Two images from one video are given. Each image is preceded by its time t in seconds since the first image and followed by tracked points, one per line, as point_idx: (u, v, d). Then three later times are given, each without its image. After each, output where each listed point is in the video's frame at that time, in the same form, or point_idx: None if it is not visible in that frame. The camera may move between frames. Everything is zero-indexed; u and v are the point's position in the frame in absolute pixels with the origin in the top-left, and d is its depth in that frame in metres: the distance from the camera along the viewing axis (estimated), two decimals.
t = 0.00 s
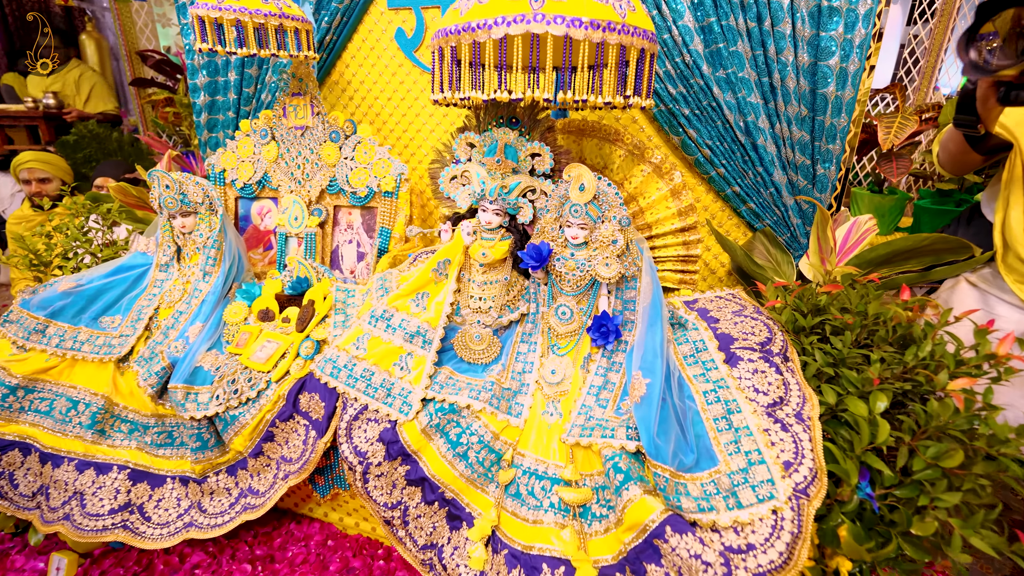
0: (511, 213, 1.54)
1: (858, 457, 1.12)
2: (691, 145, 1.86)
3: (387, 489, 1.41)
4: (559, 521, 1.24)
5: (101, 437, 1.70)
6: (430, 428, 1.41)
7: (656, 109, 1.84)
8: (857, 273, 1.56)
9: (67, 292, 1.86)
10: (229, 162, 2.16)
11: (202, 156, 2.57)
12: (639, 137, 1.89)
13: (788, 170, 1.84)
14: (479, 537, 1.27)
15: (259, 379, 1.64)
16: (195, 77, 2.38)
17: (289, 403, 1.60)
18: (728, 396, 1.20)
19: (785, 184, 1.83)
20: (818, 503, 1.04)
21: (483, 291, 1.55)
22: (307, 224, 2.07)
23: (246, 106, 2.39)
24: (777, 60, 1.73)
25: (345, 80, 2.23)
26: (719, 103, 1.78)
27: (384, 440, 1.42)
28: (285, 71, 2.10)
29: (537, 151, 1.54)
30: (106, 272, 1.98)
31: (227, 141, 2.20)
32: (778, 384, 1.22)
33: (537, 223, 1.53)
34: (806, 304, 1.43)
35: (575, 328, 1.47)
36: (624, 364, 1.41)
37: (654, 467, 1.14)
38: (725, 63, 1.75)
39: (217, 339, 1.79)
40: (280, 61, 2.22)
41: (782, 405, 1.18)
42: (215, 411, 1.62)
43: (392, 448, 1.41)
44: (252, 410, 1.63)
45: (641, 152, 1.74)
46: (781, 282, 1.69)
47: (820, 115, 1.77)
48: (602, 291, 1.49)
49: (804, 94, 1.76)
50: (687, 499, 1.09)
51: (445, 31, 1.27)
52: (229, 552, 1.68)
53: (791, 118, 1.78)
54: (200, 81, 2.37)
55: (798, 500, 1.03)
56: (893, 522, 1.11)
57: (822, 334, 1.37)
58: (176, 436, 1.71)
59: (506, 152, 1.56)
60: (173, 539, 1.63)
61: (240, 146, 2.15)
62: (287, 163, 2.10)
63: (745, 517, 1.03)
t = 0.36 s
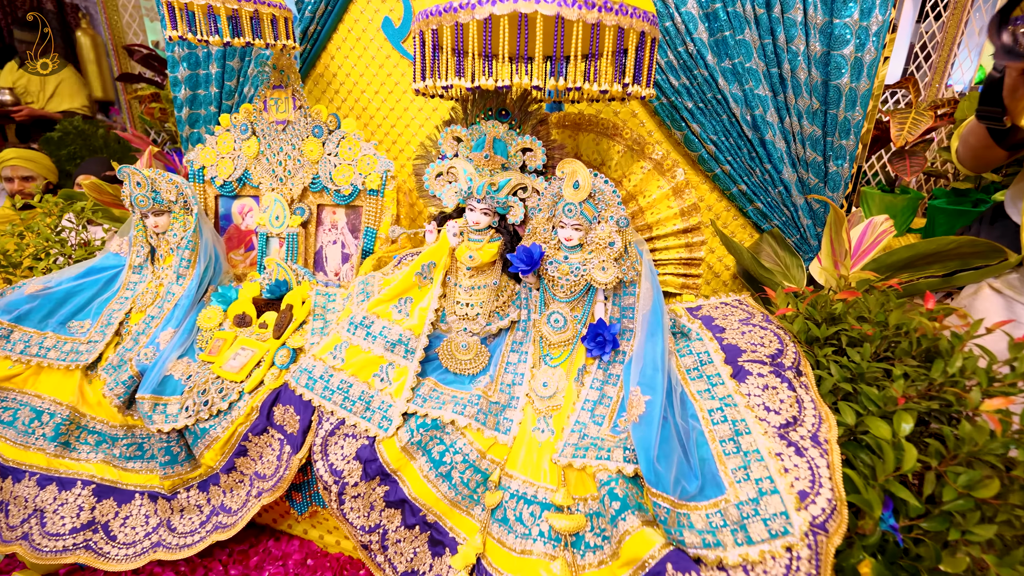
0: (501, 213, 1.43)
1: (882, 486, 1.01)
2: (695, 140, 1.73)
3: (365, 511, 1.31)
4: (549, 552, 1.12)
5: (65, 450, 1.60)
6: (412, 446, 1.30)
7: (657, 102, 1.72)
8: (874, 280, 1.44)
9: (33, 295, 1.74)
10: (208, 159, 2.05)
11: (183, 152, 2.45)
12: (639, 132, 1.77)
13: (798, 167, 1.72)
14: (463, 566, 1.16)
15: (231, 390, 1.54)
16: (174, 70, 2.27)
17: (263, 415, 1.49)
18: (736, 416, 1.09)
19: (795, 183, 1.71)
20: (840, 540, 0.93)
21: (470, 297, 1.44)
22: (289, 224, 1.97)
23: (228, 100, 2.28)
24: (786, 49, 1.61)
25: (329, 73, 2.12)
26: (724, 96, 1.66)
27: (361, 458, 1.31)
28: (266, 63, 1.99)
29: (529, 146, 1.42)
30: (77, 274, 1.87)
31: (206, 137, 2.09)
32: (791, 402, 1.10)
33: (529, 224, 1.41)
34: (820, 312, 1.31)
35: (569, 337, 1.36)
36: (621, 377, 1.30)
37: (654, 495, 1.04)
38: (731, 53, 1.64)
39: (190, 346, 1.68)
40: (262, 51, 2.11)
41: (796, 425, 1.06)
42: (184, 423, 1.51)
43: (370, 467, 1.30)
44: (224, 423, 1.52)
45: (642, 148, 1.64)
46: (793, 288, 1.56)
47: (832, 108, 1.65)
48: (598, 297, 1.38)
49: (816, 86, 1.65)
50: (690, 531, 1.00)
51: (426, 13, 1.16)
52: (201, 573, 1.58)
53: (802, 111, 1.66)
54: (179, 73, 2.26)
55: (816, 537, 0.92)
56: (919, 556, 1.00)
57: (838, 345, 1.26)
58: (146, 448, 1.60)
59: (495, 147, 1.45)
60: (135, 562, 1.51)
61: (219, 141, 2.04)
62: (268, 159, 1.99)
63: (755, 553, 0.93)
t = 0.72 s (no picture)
0: (501, 217, 1.33)
1: (926, 529, 0.88)
2: (711, 138, 1.61)
3: (352, 537, 1.21)
4: None
5: (43, 463, 1.52)
6: (401, 468, 1.20)
7: (671, 98, 1.61)
8: (910, 291, 1.31)
9: (13, 299, 1.66)
10: (201, 157, 1.97)
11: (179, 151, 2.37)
12: (653, 130, 1.65)
13: (823, 167, 1.60)
14: None
15: (213, 402, 1.45)
16: (169, 66, 2.18)
17: (247, 430, 1.40)
18: (758, 446, 0.98)
19: (820, 184, 1.59)
20: None
21: (467, 306, 1.34)
22: (283, 225, 1.88)
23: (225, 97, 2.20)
24: (811, 39, 1.49)
25: (326, 68, 2.03)
26: (744, 90, 1.54)
27: (347, 480, 1.22)
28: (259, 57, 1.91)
29: (532, 143, 1.31)
30: (62, 277, 1.80)
31: (200, 134, 2.01)
32: (820, 430, 0.98)
33: (532, 229, 1.31)
34: (850, 327, 1.19)
35: (573, 351, 1.25)
36: (630, 396, 1.19)
37: (666, 536, 0.93)
38: (751, 44, 1.51)
39: (175, 354, 1.60)
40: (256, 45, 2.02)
41: (826, 457, 0.94)
42: (164, 437, 1.43)
43: (356, 490, 1.21)
44: (206, 438, 1.43)
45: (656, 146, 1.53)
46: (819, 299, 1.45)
47: (862, 104, 1.52)
48: (607, 308, 1.27)
49: (844, 80, 1.52)
50: None
51: None
52: None
53: (829, 107, 1.54)
54: (174, 69, 2.18)
55: None
56: None
57: (872, 365, 1.13)
58: (129, 460, 1.53)
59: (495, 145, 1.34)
60: None
61: (213, 139, 1.96)
62: (262, 158, 1.90)
63: None
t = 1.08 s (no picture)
0: (502, 221, 1.25)
1: None
2: (731, 136, 1.50)
3: (338, 561, 1.14)
4: None
5: (29, 470, 1.47)
6: (390, 490, 1.12)
7: (687, 94, 1.50)
8: (953, 305, 1.18)
9: (6, 301, 1.62)
10: (199, 156, 1.92)
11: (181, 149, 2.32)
12: (668, 128, 1.55)
13: (853, 168, 1.48)
14: None
15: (200, 413, 1.39)
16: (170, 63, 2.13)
17: (234, 442, 1.33)
18: (780, 480, 0.88)
19: (849, 186, 1.47)
20: None
21: (464, 315, 1.26)
22: (280, 226, 1.81)
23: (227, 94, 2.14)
24: (842, 29, 1.37)
25: (327, 65, 1.96)
26: (767, 85, 1.43)
27: (333, 502, 1.14)
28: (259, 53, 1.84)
29: (535, 141, 1.23)
30: (56, 278, 1.75)
31: (199, 132, 1.96)
32: (851, 463, 0.88)
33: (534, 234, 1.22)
34: (885, 345, 1.08)
35: (577, 366, 1.15)
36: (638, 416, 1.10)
37: None
38: (776, 35, 1.40)
39: (164, 360, 1.54)
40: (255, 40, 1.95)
41: (858, 495, 0.84)
42: (149, 448, 1.38)
43: (342, 512, 1.13)
44: (192, 449, 1.37)
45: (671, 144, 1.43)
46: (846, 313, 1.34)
47: (897, 99, 1.40)
48: (614, 320, 1.17)
49: (877, 73, 1.40)
50: None
51: None
52: None
53: (860, 102, 1.42)
54: (176, 66, 2.12)
55: None
56: None
57: (907, 387, 1.02)
58: (117, 469, 1.49)
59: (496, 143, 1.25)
60: None
61: (212, 138, 1.91)
62: (260, 157, 1.84)
63: None
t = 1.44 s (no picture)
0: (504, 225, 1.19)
1: None
2: (751, 136, 1.41)
3: None
4: None
5: (25, 471, 1.45)
6: (380, 506, 1.06)
7: (705, 91, 1.42)
8: (995, 323, 1.08)
9: (10, 299, 1.61)
10: (205, 155, 1.90)
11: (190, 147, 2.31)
12: (684, 127, 1.46)
13: (884, 171, 1.37)
14: None
15: (193, 417, 1.36)
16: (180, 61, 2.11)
17: (226, 449, 1.29)
18: (798, 515, 0.80)
19: (880, 190, 1.37)
20: None
21: (463, 323, 1.20)
22: (282, 227, 1.78)
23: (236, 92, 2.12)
24: (874, 20, 1.27)
25: (333, 64, 1.93)
26: (791, 81, 1.34)
27: (321, 517, 1.09)
28: (264, 51, 1.81)
29: (539, 140, 1.16)
30: (60, 277, 1.75)
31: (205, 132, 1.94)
32: (881, 498, 0.79)
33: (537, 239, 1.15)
34: (918, 364, 0.98)
35: (581, 380, 1.08)
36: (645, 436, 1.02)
37: None
38: (802, 27, 1.31)
39: (162, 361, 1.51)
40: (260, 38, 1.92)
41: (888, 536, 0.75)
42: (142, 453, 1.35)
43: (330, 528, 1.08)
44: (184, 455, 1.34)
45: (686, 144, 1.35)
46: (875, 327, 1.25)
47: (934, 96, 1.30)
48: (622, 331, 1.10)
49: (912, 68, 1.29)
50: None
51: None
52: None
53: (893, 100, 1.32)
54: (185, 64, 2.11)
55: None
56: None
57: (943, 412, 0.93)
58: (113, 472, 1.46)
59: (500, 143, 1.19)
60: None
61: (218, 137, 1.88)
62: (265, 156, 1.81)
63: None
